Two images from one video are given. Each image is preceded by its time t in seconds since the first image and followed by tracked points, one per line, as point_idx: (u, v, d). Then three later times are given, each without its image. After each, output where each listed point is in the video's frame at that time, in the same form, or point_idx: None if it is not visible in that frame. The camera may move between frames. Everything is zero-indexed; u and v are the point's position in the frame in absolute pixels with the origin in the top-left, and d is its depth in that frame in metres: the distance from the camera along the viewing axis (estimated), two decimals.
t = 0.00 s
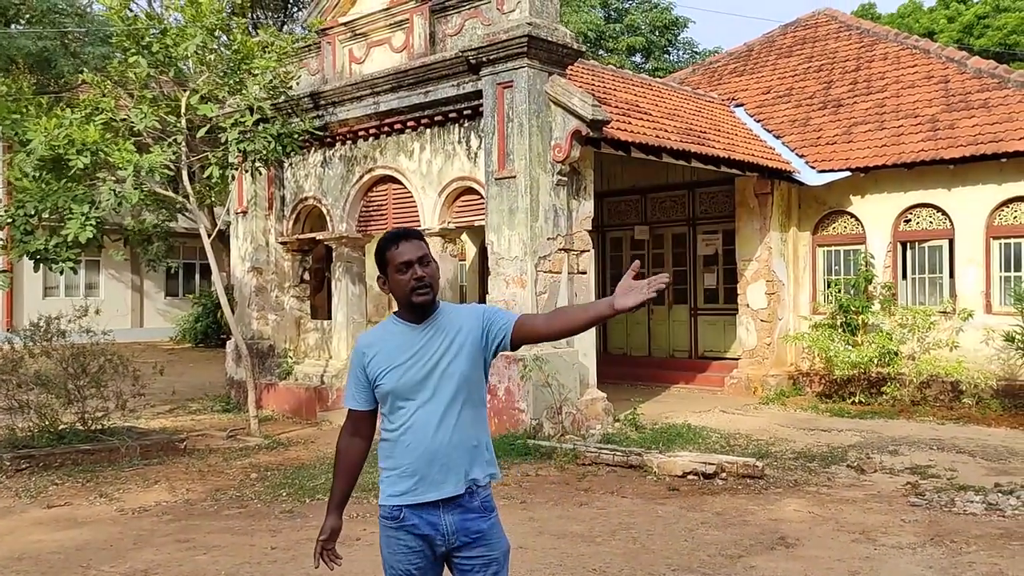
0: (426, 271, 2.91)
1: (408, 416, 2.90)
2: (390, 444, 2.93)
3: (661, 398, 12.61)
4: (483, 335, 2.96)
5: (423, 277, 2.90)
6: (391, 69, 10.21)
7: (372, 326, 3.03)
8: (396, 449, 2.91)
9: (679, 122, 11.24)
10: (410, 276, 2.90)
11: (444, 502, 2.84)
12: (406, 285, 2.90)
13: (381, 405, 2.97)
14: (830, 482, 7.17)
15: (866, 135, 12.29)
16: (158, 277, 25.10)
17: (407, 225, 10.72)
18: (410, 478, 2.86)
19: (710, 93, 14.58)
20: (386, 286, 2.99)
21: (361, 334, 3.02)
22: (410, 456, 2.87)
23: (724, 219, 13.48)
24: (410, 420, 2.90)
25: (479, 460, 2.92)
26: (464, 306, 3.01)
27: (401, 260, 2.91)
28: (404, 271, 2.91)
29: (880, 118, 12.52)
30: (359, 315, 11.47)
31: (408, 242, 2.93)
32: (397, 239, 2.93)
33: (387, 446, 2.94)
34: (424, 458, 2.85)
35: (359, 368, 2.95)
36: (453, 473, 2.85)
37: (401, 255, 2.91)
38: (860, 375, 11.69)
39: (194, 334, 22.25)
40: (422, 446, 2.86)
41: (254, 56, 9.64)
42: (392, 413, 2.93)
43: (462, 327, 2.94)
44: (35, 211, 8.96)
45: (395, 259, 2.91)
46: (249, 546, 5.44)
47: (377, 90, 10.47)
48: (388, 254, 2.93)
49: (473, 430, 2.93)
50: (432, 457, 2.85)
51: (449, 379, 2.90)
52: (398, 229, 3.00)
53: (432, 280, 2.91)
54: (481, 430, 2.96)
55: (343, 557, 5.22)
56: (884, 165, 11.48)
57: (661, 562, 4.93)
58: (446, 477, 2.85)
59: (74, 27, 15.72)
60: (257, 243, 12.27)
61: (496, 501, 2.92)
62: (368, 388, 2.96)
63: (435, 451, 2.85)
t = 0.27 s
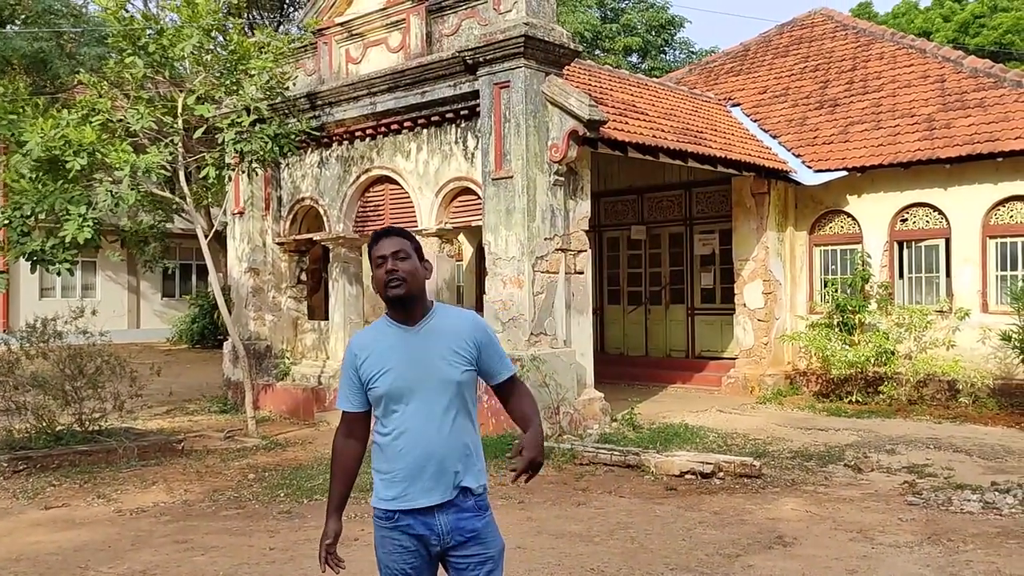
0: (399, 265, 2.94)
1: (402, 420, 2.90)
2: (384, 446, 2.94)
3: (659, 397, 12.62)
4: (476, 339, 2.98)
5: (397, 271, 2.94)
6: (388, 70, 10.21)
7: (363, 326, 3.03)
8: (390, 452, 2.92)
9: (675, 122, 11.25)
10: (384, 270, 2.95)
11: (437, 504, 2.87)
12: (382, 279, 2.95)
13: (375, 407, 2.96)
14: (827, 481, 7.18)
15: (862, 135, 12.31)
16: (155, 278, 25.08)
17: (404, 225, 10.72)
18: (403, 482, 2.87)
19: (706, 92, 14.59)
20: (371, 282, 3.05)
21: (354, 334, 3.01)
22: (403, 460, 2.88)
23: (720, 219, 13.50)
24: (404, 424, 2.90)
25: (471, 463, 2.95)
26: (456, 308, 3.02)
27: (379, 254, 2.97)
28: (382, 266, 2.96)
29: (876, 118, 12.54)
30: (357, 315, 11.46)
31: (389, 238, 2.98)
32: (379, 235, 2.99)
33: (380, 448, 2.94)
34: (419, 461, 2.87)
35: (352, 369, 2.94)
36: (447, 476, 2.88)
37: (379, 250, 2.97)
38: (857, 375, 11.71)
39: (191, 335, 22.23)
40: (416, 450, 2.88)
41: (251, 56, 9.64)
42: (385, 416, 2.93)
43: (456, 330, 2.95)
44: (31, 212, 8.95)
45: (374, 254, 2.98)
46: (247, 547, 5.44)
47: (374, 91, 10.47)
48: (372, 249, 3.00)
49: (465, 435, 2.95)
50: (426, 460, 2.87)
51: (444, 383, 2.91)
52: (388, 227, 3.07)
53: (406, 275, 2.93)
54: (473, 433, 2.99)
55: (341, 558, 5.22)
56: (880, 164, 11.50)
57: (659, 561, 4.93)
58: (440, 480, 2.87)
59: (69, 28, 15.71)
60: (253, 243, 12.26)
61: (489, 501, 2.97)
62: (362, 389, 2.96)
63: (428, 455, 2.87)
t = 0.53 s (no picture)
0: (404, 266, 2.95)
1: (396, 420, 2.90)
2: (377, 446, 2.92)
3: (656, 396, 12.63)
4: (468, 339, 3.01)
5: (403, 273, 2.94)
6: (384, 69, 10.20)
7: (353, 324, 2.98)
8: (384, 452, 2.91)
9: (672, 121, 11.25)
10: (389, 270, 2.95)
11: (432, 503, 2.89)
12: (386, 279, 2.95)
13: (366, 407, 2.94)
14: (824, 480, 7.19)
15: (859, 134, 12.32)
16: (151, 278, 25.06)
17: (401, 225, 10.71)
18: (397, 482, 2.88)
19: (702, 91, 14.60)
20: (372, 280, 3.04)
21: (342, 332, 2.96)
22: (397, 460, 2.88)
23: (717, 218, 13.51)
24: (398, 423, 2.90)
25: (464, 462, 2.99)
26: (448, 308, 3.03)
27: (383, 254, 2.96)
28: (385, 266, 2.96)
29: (873, 116, 12.56)
30: (354, 315, 11.46)
31: (394, 237, 2.98)
32: (383, 235, 2.99)
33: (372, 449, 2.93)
34: (415, 461, 2.88)
35: (346, 368, 2.89)
36: (443, 475, 2.91)
37: (383, 249, 2.96)
38: (854, 373, 11.72)
39: (187, 335, 22.22)
40: (412, 449, 2.89)
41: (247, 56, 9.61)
42: (378, 415, 2.92)
43: (450, 331, 2.98)
44: (27, 213, 8.94)
45: (378, 253, 2.97)
46: (245, 547, 5.43)
47: (371, 90, 10.46)
48: (375, 247, 2.99)
49: (458, 434, 2.98)
50: (422, 460, 2.89)
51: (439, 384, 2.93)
52: (392, 225, 3.07)
53: (410, 276, 2.94)
54: (464, 431, 3.02)
55: (339, 558, 5.22)
56: (877, 163, 11.52)
57: (657, 560, 4.94)
58: (436, 479, 2.90)
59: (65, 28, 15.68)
60: (250, 243, 12.25)
61: (481, 498, 3.02)
62: (353, 388, 2.92)
63: (423, 455, 2.89)
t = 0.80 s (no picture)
0: (401, 268, 2.95)
1: (397, 419, 2.89)
2: (376, 446, 2.91)
3: (655, 396, 12.63)
4: (461, 337, 3.03)
5: (399, 274, 2.94)
6: (382, 69, 10.20)
7: (346, 325, 2.95)
8: (385, 453, 2.90)
9: (670, 120, 11.25)
10: (386, 271, 2.95)
11: (432, 502, 2.90)
12: (381, 280, 2.94)
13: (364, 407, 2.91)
14: (823, 479, 7.19)
15: (857, 133, 12.32)
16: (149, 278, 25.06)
17: (399, 225, 10.71)
18: (399, 482, 2.88)
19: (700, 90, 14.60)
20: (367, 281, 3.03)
21: (336, 333, 2.92)
22: (398, 460, 2.88)
23: (715, 217, 13.52)
24: (398, 423, 2.89)
25: (461, 459, 3.02)
26: (440, 307, 3.05)
27: (380, 254, 2.96)
28: (382, 266, 2.96)
29: (871, 115, 12.56)
30: (352, 315, 11.45)
31: (391, 238, 2.98)
32: (379, 235, 2.99)
33: (371, 450, 2.91)
34: (417, 460, 2.89)
35: (344, 369, 2.86)
36: (444, 473, 2.93)
37: (380, 250, 2.96)
38: (852, 372, 11.72)
39: (185, 335, 22.20)
40: (414, 448, 2.89)
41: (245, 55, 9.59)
42: (377, 416, 2.90)
43: (445, 330, 3.00)
44: (25, 213, 8.92)
45: (374, 254, 2.97)
46: (243, 548, 5.42)
47: (369, 90, 10.46)
48: (371, 248, 2.99)
49: (455, 432, 3.00)
50: (424, 459, 2.90)
51: (437, 382, 2.94)
52: (386, 226, 3.07)
53: (407, 277, 2.94)
54: (459, 428, 3.05)
55: (338, 558, 5.21)
56: (875, 162, 11.52)
57: (656, 560, 4.93)
58: (437, 477, 2.92)
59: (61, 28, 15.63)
60: (248, 243, 12.23)
61: (475, 493, 3.06)
62: (350, 389, 2.89)
63: (424, 454, 2.90)
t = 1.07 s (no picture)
0: (384, 272, 2.94)
1: (395, 418, 2.90)
2: (375, 445, 2.92)
3: (655, 396, 12.63)
4: (459, 338, 3.04)
5: (383, 278, 2.94)
6: (381, 69, 10.19)
7: (345, 325, 2.97)
8: (384, 452, 2.90)
9: (669, 120, 11.25)
10: (370, 273, 2.96)
11: (431, 501, 2.90)
12: (367, 283, 2.96)
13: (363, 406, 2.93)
14: (823, 478, 7.18)
15: (856, 132, 12.32)
16: (148, 279, 25.06)
17: (398, 225, 10.70)
18: (398, 481, 2.88)
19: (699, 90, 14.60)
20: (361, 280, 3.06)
21: (335, 333, 2.95)
22: (397, 459, 2.89)
23: (715, 217, 13.51)
24: (397, 422, 2.90)
25: (460, 459, 3.01)
26: (438, 308, 3.05)
27: (367, 257, 2.98)
28: (369, 269, 2.97)
29: (870, 115, 12.55)
30: (351, 315, 11.45)
31: (379, 241, 2.98)
32: (370, 237, 3.00)
33: (370, 449, 2.92)
34: (415, 459, 2.89)
35: (342, 368, 2.88)
36: (443, 472, 2.93)
37: (367, 253, 2.98)
38: (852, 371, 11.72)
39: (184, 335, 22.19)
40: (412, 447, 2.90)
41: (244, 56, 9.57)
42: (376, 415, 2.91)
43: (444, 330, 3.00)
44: (23, 213, 8.91)
45: (363, 256, 2.99)
46: (244, 548, 5.41)
47: (367, 90, 10.45)
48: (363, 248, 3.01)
49: (454, 431, 3.00)
50: (423, 458, 2.90)
51: (436, 382, 2.95)
52: (385, 228, 3.07)
53: (390, 281, 2.93)
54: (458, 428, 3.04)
55: (338, 559, 5.21)
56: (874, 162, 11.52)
57: (657, 560, 4.93)
58: (436, 476, 2.91)
59: (60, 30, 15.62)
60: (247, 244, 12.22)
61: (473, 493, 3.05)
62: (349, 388, 2.91)
63: (423, 453, 2.90)
